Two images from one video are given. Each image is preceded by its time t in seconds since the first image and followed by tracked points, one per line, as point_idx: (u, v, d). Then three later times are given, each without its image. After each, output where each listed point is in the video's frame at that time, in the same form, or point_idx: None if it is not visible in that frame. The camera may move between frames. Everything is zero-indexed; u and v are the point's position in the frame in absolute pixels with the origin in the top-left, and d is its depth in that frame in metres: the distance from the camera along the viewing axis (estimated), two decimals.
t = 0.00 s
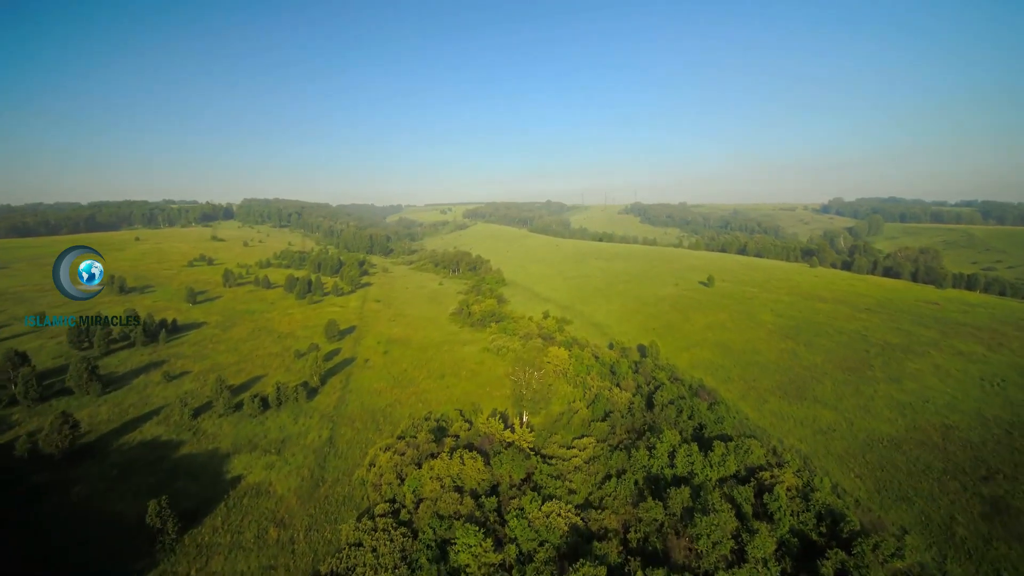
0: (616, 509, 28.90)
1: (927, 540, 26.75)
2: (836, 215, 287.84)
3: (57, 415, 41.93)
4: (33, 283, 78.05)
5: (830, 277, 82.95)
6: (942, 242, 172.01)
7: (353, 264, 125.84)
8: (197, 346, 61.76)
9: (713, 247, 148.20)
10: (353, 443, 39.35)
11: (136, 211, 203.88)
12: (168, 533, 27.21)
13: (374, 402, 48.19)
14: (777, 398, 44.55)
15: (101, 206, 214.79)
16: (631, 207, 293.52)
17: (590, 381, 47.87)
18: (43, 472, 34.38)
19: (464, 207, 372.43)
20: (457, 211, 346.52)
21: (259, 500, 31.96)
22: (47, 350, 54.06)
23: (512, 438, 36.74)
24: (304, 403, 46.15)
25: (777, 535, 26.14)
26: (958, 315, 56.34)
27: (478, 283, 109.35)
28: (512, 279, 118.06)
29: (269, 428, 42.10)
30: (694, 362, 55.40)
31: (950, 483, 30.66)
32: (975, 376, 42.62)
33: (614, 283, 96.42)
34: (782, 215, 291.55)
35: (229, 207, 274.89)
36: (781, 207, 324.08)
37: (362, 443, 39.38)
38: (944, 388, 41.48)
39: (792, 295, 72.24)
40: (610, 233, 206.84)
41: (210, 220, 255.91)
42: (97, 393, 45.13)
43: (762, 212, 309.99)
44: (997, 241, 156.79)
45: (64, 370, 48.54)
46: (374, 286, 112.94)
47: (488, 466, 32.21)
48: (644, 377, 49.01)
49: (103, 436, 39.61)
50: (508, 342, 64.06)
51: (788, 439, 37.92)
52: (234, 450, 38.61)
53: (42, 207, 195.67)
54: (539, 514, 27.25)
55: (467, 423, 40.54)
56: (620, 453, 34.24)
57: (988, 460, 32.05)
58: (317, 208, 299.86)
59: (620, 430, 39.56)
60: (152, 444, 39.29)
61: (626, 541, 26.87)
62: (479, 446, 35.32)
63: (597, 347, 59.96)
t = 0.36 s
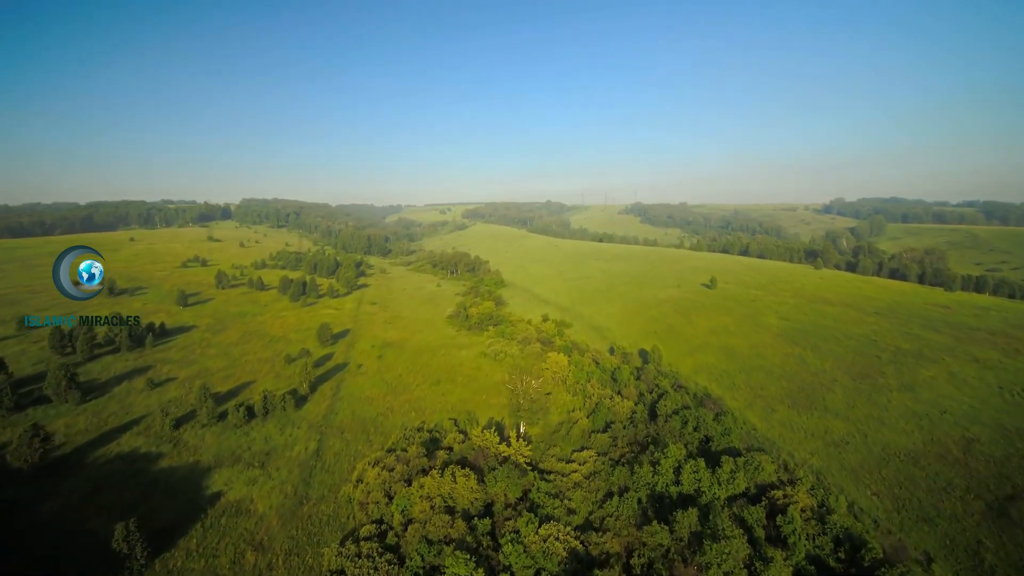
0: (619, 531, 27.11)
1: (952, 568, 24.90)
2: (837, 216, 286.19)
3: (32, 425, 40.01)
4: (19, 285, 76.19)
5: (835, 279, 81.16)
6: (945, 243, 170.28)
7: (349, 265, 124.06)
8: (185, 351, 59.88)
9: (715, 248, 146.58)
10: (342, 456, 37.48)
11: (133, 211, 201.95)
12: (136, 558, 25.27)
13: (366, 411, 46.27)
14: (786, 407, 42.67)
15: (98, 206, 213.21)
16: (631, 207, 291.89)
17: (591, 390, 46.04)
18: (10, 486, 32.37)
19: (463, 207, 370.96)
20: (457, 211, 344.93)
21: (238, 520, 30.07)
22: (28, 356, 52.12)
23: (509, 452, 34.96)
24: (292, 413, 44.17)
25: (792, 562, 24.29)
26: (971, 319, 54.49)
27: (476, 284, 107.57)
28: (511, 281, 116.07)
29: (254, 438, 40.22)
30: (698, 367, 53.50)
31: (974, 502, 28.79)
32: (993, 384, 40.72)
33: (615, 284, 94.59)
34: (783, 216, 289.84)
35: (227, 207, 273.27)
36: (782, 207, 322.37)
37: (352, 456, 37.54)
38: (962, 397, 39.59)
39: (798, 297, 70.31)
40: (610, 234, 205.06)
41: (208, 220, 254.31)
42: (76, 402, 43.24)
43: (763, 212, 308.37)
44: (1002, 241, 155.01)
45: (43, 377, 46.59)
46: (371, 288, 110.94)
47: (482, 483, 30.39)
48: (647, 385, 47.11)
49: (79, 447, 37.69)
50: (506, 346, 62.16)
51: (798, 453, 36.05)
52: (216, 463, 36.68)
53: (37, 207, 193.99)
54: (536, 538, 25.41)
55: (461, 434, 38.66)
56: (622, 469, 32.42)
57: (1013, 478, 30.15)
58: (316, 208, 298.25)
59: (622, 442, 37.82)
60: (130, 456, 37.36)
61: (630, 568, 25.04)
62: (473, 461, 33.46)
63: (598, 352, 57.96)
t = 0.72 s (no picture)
0: (622, 558, 25.04)
1: None
2: (838, 216, 284.47)
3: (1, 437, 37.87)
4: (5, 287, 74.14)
5: (842, 281, 79.11)
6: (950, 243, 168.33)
7: (345, 265, 121.96)
8: (171, 356, 57.77)
9: (716, 248, 144.72)
10: (328, 470, 35.43)
11: (129, 211, 199.95)
12: None
13: (355, 420, 44.17)
14: (797, 418, 40.56)
15: (94, 207, 211.37)
16: (631, 207, 290.05)
17: (591, 399, 43.93)
18: None
19: (462, 207, 368.86)
20: (456, 211, 343.08)
21: (212, 544, 28.00)
22: (4, 362, 49.99)
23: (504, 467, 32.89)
24: (277, 424, 42.00)
25: None
26: (987, 324, 52.41)
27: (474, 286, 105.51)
28: (510, 282, 113.82)
29: (236, 451, 38.11)
30: (702, 374, 51.32)
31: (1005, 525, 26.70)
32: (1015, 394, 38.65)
33: (616, 286, 92.51)
34: (785, 216, 287.54)
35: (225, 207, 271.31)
36: (783, 207, 320.60)
37: (338, 470, 35.47)
38: (983, 408, 37.49)
39: (805, 300, 68.19)
40: (610, 234, 202.99)
41: (205, 220, 252.35)
42: (49, 412, 41.10)
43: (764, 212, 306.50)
44: (1007, 241, 153.14)
45: (17, 385, 44.43)
46: (367, 289, 108.70)
47: (475, 504, 28.30)
48: (650, 393, 45.00)
49: (48, 461, 35.49)
50: (503, 350, 60.04)
51: (812, 468, 33.97)
52: (193, 478, 34.57)
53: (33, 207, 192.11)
54: (532, 568, 23.31)
55: (454, 447, 36.53)
56: (625, 486, 30.32)
57: None
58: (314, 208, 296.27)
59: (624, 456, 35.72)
60: (102, 471, 35.18)
61: None
62: (466, 478, 31.39)
63: (599, 358, 55.80)
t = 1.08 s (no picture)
0: None
1: None
2: (840, 216, 282.41)
3: None
4: None
5: (849, 282, 76.98)
6: (955, 243, 166.10)
7: (341, 266, 119.77)
8: (155, 361, 55.64)
9: (718, 249, 142.60)
10: (312, 487, 33.26)
11: (124, 211, 197.58)
12: None
13: (344, 429, 41.99)
14: (808, 428, 38.46)
15: (90, 207, 209.17)
16: (632, 207, 287.95)
17: (591, 408, 41.82)
18: None
19: (462, 207, 367.01)
20: (456, 211, 341.11)
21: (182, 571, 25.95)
22: None
23: (498, 484, 30.82)
24: (260, 435, 39.87)
25: None
26: (1004, 328, 50.26)
27: (472, 287, 103.41)
28: (509, 284, 111.47)
29: (215, 464, 36.02)
30: (707, 381, 49.21)
31: None
32: None
33: (617, 287, 90.35)
34: (786, 216, 285.20)
35: (221, 207, 268.99)
36: (784, 207, 318.50)
37: (323, 486, 33.37)
38: (1008, 419, 35.30)
39: (812, 303, 66.06)
40: (611, 234, 200.67)
41: (201, 220, 250.24)
42: (20, 422, 38.95)
43: (765, 213, 304.35)
44: (1013, 242, 150.96)
45: None
46: (362, 291, 106.34)
47: (466, 527, 26.18)
48: (653, 401, 42.88)
49: (13, 476, 33.32)
50: (500, 354, 57.97)
51: (828, 486, 31.83)
52: (167, 495, 32.44)
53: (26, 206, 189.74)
54: None
55: (447, 461, 34.35)
56: (628, 506, 28.23)
57: None
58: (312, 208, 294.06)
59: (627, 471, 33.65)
60: (70, 486, 33.02)
61: None
62: (457, 497, 29.32)
63: (599, 363, 53.67)
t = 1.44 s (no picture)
0: None
1: None
2: (841, 216, 280.78)
3: None
4: None
5: (857, 284, 74.88)
6: (959, 243, 164.13)
7: (337, 266, 117.62)
8: (137, 365, 53.50)
9: (720, 249, 140.63)
10: (293, 504, 31.13)
11: (120, 211, 194.96)
12: None
13: (331, 440, 39.84)
14: (821, 440, 36.31)
15: (85, 207, 207.08)
16: (632, 207, 286.04)
17: (592, 418, 39.69)
18: None
19: (461, 207, 365.01)
20: (455, 211, 339.18)
21: None
22: None
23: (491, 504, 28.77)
24: (242, 448, 37.73)
25: None
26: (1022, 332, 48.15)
27: (469, 288, 101.29)
28: (508, 285, 109.21)
29: (192, 478, 33.90)
30: (712, 388, 47.07)
31: None
32: None
33: (618, 288, 88.25)
34: (788, 216, 283.34)
35: (219, 207, 266.83)
36: (785, 207, 316.64)
37: (305, 503, 31.25)
38: None
39: (820, 305, 63.97)
40: (611, 235, 198.47)
41: (198, 220, 248.09)
42: None
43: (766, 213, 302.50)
44: (1018, 242, 148.98)
45: None
46: (358, 292, 104.04)
47: (456, 554, 24.04)
48: (657, 409, 40.74)
49: None
50: (497, 359, 55.86)
51: (845, 505, 29.70)
52: (137, 513, 30.29)
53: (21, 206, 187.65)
54: None
55: (438, 477, 32.20)
56: (631, 528, 26.15)
57: None
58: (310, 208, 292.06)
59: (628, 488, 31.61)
60: (34, 503, 30.82)
61: None
62: (447, 518, 27.22)
63: (600, 368, 51.57)
